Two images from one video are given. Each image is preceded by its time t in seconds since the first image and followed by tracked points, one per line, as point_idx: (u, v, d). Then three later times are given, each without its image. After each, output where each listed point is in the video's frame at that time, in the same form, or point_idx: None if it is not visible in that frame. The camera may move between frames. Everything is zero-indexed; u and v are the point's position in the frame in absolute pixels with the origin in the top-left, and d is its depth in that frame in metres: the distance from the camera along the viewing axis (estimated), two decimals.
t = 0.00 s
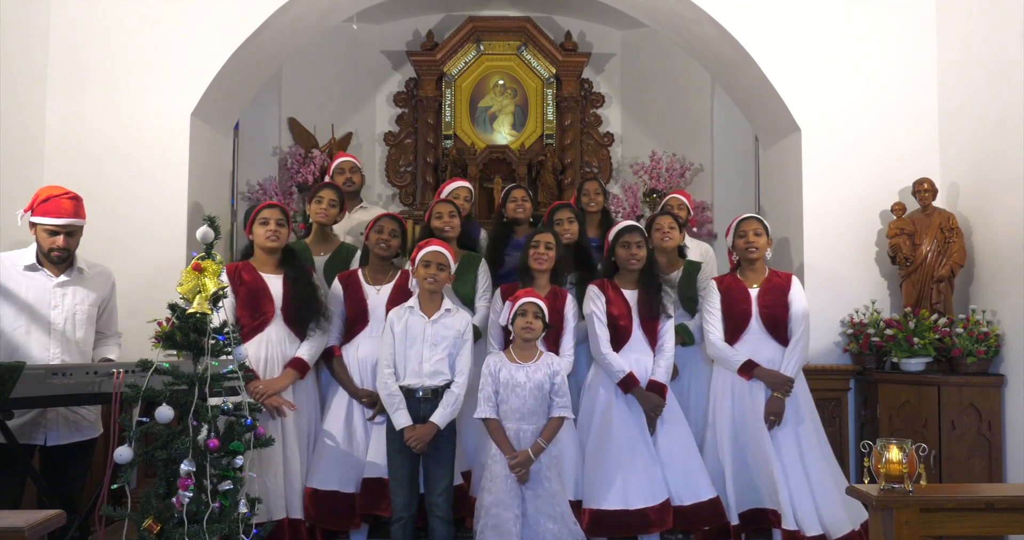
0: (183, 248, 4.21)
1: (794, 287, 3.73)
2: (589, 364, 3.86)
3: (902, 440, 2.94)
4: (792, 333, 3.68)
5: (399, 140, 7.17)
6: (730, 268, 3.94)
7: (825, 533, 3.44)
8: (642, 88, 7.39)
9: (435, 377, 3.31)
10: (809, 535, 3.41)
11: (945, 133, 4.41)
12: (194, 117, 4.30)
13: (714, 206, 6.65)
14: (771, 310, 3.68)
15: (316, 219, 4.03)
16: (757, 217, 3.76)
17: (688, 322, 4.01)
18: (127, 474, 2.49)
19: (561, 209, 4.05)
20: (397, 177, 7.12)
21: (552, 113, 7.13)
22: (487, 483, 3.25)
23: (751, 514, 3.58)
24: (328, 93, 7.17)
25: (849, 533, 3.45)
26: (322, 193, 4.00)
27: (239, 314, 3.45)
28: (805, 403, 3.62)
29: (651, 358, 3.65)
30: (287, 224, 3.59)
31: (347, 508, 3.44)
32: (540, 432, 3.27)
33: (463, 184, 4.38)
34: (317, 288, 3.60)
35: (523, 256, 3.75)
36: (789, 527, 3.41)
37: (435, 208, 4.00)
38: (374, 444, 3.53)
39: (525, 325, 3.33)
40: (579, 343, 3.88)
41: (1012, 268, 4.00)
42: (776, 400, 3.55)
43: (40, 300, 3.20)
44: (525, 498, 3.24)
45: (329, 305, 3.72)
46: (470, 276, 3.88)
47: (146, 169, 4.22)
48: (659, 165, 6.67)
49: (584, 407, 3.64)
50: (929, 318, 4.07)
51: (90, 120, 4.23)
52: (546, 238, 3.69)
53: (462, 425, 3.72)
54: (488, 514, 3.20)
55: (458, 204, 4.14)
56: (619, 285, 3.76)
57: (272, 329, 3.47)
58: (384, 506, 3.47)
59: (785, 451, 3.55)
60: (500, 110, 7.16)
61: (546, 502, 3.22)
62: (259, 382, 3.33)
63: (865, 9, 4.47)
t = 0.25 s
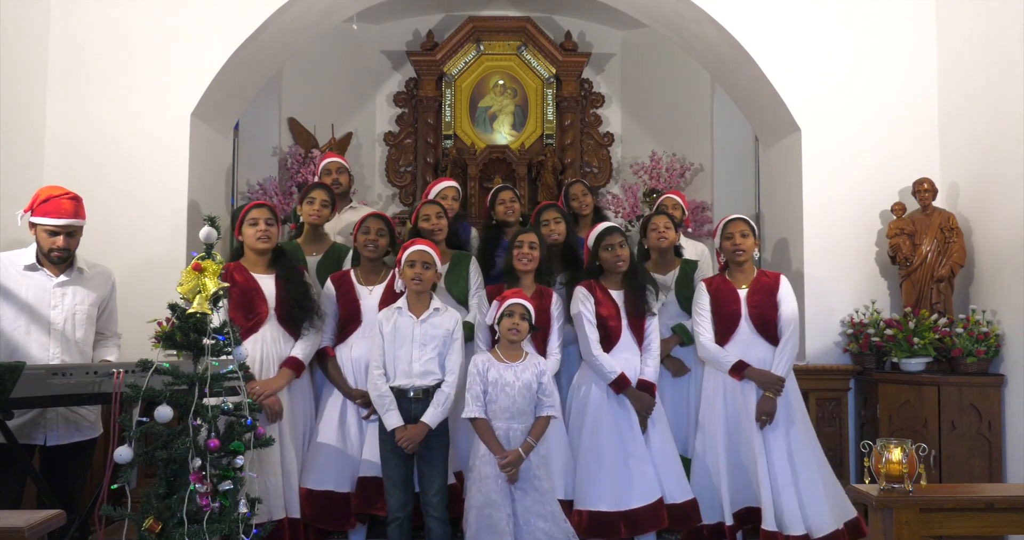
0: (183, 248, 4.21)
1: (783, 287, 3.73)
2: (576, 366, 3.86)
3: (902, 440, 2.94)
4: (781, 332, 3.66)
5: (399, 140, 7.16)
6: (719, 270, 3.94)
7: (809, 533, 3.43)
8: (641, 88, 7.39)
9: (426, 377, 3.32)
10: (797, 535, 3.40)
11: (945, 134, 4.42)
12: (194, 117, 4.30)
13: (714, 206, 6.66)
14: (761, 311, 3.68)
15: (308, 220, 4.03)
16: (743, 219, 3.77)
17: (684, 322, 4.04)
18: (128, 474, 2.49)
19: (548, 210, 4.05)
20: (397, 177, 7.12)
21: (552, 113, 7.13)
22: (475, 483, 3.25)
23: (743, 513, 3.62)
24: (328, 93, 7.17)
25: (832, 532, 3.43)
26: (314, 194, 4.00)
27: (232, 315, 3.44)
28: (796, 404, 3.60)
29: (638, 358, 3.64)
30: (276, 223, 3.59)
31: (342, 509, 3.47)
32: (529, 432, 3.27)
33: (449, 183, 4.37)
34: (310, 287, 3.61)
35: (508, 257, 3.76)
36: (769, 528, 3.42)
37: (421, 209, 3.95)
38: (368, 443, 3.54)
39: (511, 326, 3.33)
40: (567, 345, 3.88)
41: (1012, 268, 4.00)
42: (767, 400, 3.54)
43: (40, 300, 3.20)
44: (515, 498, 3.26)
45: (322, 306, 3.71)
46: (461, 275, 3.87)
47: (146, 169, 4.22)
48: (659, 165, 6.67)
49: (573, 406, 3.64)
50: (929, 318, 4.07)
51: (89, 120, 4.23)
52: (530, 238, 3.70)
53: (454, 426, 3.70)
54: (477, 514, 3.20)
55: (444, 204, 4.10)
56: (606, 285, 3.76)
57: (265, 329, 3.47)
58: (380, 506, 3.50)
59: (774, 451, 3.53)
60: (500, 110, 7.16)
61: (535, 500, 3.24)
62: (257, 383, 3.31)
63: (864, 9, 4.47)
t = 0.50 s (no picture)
0: (183, 248, 4.20)
1: (776, 286, 3.72)
2: (567, 370, 3.88)
3: (902, 440, 2.94)
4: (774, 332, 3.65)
5: (399, 140, 7.17)
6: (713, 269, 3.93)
7: (798, 534, 3.46)
8: (641, 88, 7.40)
9: (421, 376, 3.32)
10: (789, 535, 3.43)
11: (945, 134, 4.42)
12: (194, 117, 4.30)
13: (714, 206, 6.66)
14: (754, 310, 3.68)
15: (306, 220, 4.01)
16: (735, 219, 3.78)
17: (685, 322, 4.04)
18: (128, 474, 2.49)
19: (542, 210, 3.99)
20: (397, 177, 7.12)
21: (552, 113, 7.13)
22: (468, 484, 3.25)
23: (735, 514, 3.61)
24: (328, 93, 7.17)
25: (814, 533, 3.47)
26: (308, 194, 3.98)
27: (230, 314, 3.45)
28: (790, 406, 3.60)
29: (630, 358, 3.65)
30: (272, 223, 3.58)
31: (339, 508, 3.47)
32: (520, 432, 3.27)
33: (444, 183, 4.35)
34: (307, 286, 3.60)
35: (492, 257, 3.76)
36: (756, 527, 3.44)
37: (416, 210, 3.90)
38: (366, 442, 3.54)
39: (499, 326, 3.32)
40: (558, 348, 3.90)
41: (1012, 268, 4.00)
42: (762, 400, 3.54)
43: (40, 300, 3.20)
44: (507, 498, 3.25)
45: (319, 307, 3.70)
46: (458, 274, 3.88)
47: (146, 169, 4.22)
48: (659, 165, 6.67)
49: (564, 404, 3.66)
50: (929, 318, 4.07)
51: (90, 120, 4.23)
52: (512, 238, 3.69)
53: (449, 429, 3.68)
54: (471, 515, 3.21)
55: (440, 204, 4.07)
56: (595, 286, 3.75)
57: (263, 329, 3.47)
58: (378, 505, 3.51)
59: (767, 453, 3.54)
60: (500, 110, 7.16)
61: (526, 501, 3.24)
62: (253, 384, 3.29)
63: (864, 9, 4.47)
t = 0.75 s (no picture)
0: (183, 248, 4.20)
1: (777, 286, 3.73)
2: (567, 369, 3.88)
3: (902, 440, 2.94)
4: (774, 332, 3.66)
5: (399, 140, 7.17)
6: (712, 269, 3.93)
7: (803, 533, 3.47)
8: (641, 88, 7.39)
9: (422, 376, 3.32)
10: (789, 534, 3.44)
11: (945, 134, 4.41)
12: (194, 117, 4.30)
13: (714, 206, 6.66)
14: (754, 310, 3.68)
15: (309, 221, 4.01)
16: (738, 218, 3.78)
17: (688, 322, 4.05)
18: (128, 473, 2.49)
19: (546, 209, 3.98)
20: (397, 177, 7.12)
21: (552, 113, 7.13)
22: (467, 486, 3.25)
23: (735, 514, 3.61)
24: (328, 93, 7.17)
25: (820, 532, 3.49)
26: (308, 194, 3.97)
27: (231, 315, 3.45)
28: (790, 406, 3.61)
29: (628, 358, 3.64)
30: (275, 223, 3.59)
31: (337, 507, 3.48)
32: (518, 432, 3.27)
33: (447, 183, 4.37)
34: (309, 286, 3.60)
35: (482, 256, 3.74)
36: (764, 527, 3.43)
37: (423, 209, 3.90)
38: (366, 443, 3.54)
39: (493, 327, 3.31)
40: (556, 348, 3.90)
41: (1012, 268, 4.00)
42: (762, 400, 3.54)
43: (40, 300, 3.20)
44: (507, 499, 3.25)
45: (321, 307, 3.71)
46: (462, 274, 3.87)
47: (146, 169, 4.22)
48: (659, 165, 6.67)
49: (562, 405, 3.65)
50: (929, 318, 4.07)
51: (90, 120, 4.23)
52: (500, 238, 3.68)
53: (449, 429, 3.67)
54: (472, 517, 3.20)
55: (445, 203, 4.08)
56: (592, 286, 3.76)
57: (264, 330, 3.47)
58: (378, 506, 3.49)
59: (769, 453, 3.54)
60: (500, 110, 7.16)
61: (526, 501, 3.24)
62: (252, 384, 3.29)
63: (864, 9, 4.47)
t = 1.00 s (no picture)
0: (183, 248, 4.20)
1: (785, 287, 3.74)
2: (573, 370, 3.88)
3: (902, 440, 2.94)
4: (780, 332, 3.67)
5: (399, 140, 7.17)
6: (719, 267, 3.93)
7: (814, 531, 3.46)
8: (641, 88, 7.39)
9: (428, 376, 3.33)
10: (800, 533, 3.41)
11: (946, 134, 4.41)
12: (194, 117, 4.30)
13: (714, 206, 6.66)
14: (762, 310, 3.68)
15: (318, 221, 4.02)
16: (752, 218, 3.76)
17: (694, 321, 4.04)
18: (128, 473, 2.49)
19: (559, 209, 4.02)
20: (397, 177, 7.12)
21: (552, 113, 7.13)
22: (472, 484, 3.25)
23: (739, 513, 3.61)
24: (328, 93, 7.17)
25: (827, 532, 3.47)
26: (317, 195, 4.00)
27: (236, 312, 3.48)
28: (794, 405, 3.60)
29: (632, 358, 3.64)
30: (285, 224, 3.58)
31: (342, 507, 3.45)
32: (521, 431, 3.25)
33: (459, 183, 4.37)
34: (316, 287, 3.58)
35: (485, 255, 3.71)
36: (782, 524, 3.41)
37: (439, 207, 3.92)
38: (371, 445, 3.53)
39: (495, 326, 3.29)
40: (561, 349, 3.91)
41: (1012, 268, 4.00)
42: (766, 400, 3.54)
43: (40, 300, 3.19)
44: (511, 499, 3.24)
45: (327, 305, 3.71)
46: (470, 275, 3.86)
47: (146, 169, 4.22)
48: (659, 165, 6.67)
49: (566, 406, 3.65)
50: (929, 318, 4.07)
51: (90, 120, 4.23)
52: (505, 237, 3.63)
53: (453, 429, 3.68)
54: (477, 517, 3.19)
55: (461, 202, 4.06)
56: (598, 284, 3.76)
57: (268, 329, 3.48)
58: (381, 506, 3.50)
59: (774, 451, 3.55)
60: (500, 110, 7.16)
61: (530, 501, 3.23)
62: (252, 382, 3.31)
63: (865, 9, 4.47)
